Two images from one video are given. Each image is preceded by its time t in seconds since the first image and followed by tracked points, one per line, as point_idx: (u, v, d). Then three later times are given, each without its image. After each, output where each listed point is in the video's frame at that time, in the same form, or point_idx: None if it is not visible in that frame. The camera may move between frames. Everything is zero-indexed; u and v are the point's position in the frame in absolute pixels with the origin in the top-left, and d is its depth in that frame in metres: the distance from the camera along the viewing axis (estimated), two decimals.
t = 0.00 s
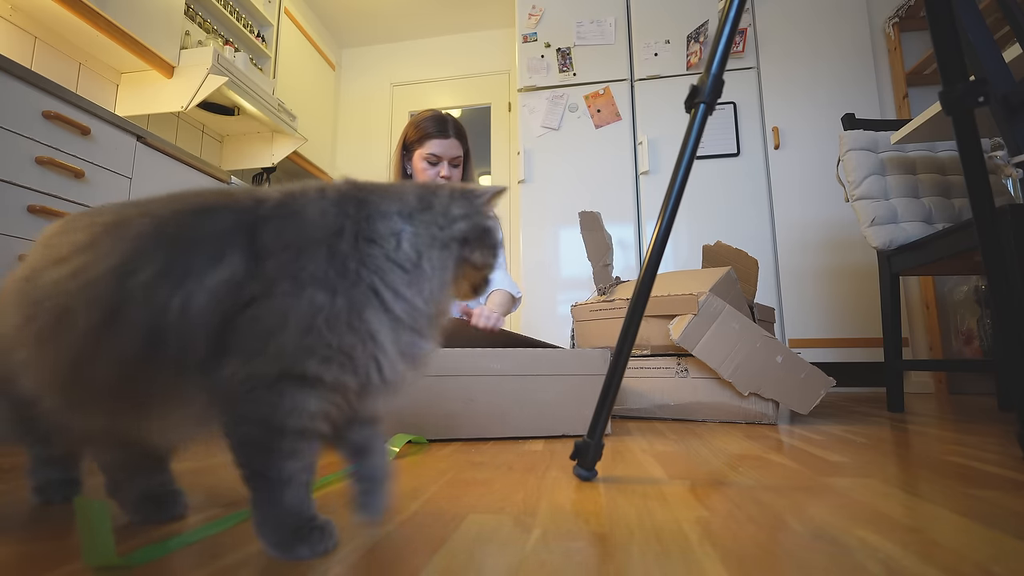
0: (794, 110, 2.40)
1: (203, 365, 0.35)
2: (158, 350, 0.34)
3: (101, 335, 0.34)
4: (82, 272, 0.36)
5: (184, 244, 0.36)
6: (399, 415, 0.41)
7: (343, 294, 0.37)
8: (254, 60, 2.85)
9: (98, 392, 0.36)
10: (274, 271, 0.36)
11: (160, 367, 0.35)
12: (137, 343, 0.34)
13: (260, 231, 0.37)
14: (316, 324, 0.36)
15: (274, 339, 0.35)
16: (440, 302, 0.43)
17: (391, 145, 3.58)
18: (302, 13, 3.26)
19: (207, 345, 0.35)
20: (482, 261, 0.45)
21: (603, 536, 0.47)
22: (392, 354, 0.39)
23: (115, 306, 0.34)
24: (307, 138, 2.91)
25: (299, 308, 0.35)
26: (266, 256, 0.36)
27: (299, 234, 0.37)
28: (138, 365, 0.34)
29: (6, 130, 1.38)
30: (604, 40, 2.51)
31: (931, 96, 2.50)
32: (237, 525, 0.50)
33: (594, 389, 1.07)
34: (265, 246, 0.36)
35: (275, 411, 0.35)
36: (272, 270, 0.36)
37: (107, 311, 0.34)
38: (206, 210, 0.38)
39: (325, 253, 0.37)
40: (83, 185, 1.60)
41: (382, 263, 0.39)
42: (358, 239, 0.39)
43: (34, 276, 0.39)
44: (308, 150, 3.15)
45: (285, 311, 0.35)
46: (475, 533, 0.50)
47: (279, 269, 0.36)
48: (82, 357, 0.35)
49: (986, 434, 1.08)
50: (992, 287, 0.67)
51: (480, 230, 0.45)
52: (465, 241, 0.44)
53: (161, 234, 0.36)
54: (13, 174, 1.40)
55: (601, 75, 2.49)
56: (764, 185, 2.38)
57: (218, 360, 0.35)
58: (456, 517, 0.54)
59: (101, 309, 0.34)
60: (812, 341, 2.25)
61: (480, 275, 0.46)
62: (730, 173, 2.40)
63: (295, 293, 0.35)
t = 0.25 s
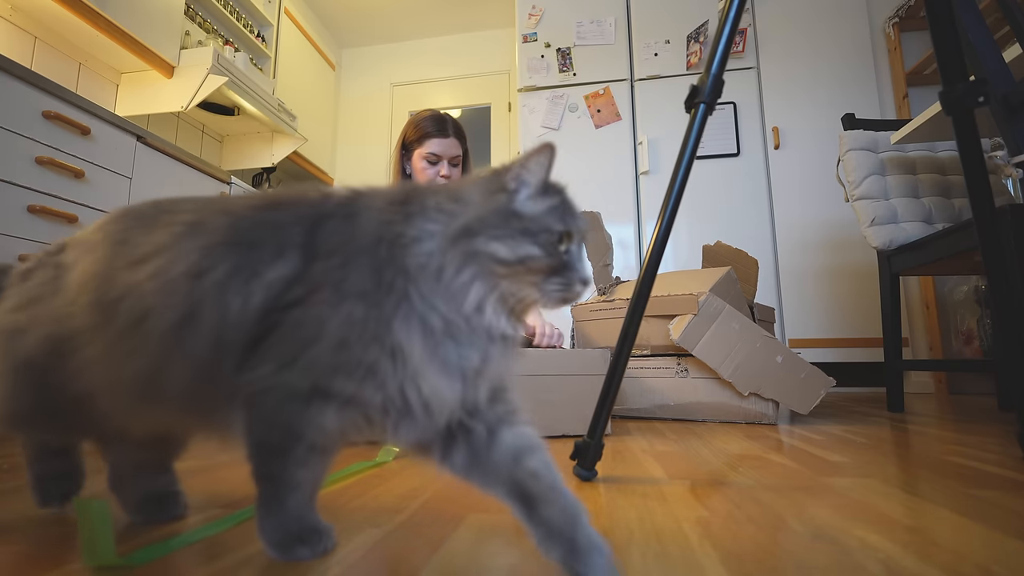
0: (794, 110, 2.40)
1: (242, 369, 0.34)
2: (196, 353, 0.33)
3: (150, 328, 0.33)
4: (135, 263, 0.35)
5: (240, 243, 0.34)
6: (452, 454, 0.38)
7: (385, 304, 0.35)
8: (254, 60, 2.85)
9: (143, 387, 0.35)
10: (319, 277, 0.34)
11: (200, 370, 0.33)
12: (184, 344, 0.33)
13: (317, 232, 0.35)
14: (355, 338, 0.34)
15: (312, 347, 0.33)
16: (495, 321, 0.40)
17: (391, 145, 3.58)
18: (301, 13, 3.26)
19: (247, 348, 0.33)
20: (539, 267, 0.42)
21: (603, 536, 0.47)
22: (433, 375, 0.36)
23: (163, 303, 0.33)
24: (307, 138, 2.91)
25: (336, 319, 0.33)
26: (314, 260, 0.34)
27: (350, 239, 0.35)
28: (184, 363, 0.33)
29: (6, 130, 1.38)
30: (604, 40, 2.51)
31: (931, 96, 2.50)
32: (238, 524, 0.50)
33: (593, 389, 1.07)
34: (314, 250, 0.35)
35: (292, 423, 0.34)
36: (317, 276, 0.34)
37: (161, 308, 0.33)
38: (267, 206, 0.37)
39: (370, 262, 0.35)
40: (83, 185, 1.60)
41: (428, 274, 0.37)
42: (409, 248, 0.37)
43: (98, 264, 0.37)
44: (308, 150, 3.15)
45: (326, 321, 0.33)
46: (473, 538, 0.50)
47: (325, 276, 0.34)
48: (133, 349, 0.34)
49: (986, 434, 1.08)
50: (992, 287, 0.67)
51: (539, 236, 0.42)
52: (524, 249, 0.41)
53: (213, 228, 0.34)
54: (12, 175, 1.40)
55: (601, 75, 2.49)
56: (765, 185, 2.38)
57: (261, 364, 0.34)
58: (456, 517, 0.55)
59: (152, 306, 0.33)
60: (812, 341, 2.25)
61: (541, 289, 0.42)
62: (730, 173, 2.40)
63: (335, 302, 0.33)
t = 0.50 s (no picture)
0: (794, 110, 2.40)
1: (294, 393, 0.27)
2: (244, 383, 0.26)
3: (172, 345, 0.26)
4: (151, 257, 0.28)
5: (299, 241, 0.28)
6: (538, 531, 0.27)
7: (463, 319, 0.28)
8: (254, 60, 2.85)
9: (160, 415, 0.28)
10: (390, 284, 0.27)
11: (238, 398, 0.26)
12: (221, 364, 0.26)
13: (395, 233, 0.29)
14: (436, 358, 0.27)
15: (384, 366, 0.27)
16: (593, 335, 0.29)
17: (391, 145, 3.58)
18: (301, 13, 3.26)
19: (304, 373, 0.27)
20: (647, 257, 0.30)
21: (602, 536, 0.47)
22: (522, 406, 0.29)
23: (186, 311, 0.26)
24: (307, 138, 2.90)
25: (407, 337, 0.26)
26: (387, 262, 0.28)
27: (424, 239, 0.29)
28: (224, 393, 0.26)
29: (5, 130, 1.38)
30: (604, 40, 2.51)
31: (932, 96, 2.50)
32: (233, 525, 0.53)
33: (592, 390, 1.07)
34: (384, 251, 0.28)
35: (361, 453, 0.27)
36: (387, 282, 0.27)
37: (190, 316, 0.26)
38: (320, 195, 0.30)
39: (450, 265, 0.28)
40: (83, 185, 1.60)
41: (519, 278, 0.28)
42: (482, 251, 0.29)
43: (108, 241, 0.32)
44: (308, 150, 3.15)
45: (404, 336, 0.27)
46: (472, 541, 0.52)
47: (396, 284, 0.27)
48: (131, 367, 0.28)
49: (987, 434, 1.08)
50: (992, 286, 0.67)
51: (642, 220, 0.31)
52: (618, 237, 0.30)
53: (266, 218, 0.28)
54: (12, 175, 1.40)
55: (601, 75, 2.49)
56: (764, 185, 2.38)
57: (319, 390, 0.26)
58: (457, 517, 0.58)
59: (173, 314, 0.26)
60: (812, 341, 2.25)
61: (653, 287, 0.30)
62: (730, 173, 2.40)
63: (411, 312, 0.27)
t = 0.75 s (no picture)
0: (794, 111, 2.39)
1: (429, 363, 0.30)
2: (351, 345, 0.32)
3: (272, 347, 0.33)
4: (242, 271, 0.35)
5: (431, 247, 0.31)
6: None
7: (593, 287, 0.27)
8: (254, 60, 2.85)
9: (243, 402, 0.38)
10: (512, 258, 0.29)
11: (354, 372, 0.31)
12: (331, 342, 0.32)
13: (511, 209, 0.31)
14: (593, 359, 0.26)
15: (533, 366, 0.27)
16: (695, 280, 0.26)
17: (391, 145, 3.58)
18: (301, 13, 3.26)
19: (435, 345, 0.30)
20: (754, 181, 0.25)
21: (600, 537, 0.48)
22: (655, 421, 0.26)
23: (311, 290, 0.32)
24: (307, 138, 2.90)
25: (538, 304, 0.27)
26: (520, 259, 0.29)
27: (543, 209, 0.30)
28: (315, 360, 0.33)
29: (5, 129, 1.38)
30: (604, 40, 2.51)
31: (931, 96, 2.49)
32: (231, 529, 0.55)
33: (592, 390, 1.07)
34: (530, 252, 0.29)
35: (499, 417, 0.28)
36: (526, 278, 0.28)
37: (292, 326, 0.32)
38: (429, 182, 0.34)
39: (590, 262, 0.27)
40: (83, 185, 1.60)
41: (591, 241, 0.27)
42: (580, 200, 0.29)
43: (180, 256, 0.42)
44: (308, 150, 3.15)
45: (562, 346, 0.26)
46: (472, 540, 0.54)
47: (527, 253, 0.29)
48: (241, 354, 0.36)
49: (987, 434, 1.08)
50: (992, 287, 0.67)
51: (683, 162, 0.26)
52: (662, 191, 0.26)
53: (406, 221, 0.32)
54: (12, 175, 1.40)
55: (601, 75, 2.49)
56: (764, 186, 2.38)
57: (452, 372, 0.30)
58: (456, 519, 0.59)
59: (276, 325, 0.33)
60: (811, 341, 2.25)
61: (723, 241, 0.24)
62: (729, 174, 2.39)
63: (557, 304, 0.27)
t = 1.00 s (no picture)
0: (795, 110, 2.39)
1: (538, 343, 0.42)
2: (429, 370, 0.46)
3: (322, 345, 0.50)
4: (298, 259, 0.52)
5: (528, 261, 0.42)
6: (714, 573, 0.35)
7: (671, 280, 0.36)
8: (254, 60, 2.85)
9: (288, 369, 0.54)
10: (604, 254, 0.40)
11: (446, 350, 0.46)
12: (409, 359, 0.46)
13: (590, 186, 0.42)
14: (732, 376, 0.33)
15: (651, 376, 0.37)
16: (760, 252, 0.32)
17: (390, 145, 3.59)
18: (301, 13, 3.26)
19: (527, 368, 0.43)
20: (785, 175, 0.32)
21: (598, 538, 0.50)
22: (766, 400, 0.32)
23: (391, 319, 0.46)
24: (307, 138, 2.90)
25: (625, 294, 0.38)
26: (605, 241, 0.40)
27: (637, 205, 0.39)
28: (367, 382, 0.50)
29: (6, 130, 1.38)
30: (604, 40, 2.50)
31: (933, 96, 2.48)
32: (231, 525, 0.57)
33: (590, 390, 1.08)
34: (621, 260, 0.39)
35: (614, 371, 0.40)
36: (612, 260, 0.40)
37: (340, 320, 0.48)
38: (500, 164, 0.46)
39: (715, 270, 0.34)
40: (83, 185, 1.60)
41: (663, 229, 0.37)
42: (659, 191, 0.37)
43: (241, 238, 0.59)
44: (308, 150, 3.16)
45: (680, 366, 0.35)
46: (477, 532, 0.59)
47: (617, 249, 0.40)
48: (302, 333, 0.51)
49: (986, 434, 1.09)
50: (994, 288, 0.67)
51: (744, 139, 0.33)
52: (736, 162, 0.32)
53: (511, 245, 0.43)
54: (13, 175, 1.40)
55: (601, 75, 2.49)
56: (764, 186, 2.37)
57: (516, 382, 0.43)
58: (457, 521, 0.60)
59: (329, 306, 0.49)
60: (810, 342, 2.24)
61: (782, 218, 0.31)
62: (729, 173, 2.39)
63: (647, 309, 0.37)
